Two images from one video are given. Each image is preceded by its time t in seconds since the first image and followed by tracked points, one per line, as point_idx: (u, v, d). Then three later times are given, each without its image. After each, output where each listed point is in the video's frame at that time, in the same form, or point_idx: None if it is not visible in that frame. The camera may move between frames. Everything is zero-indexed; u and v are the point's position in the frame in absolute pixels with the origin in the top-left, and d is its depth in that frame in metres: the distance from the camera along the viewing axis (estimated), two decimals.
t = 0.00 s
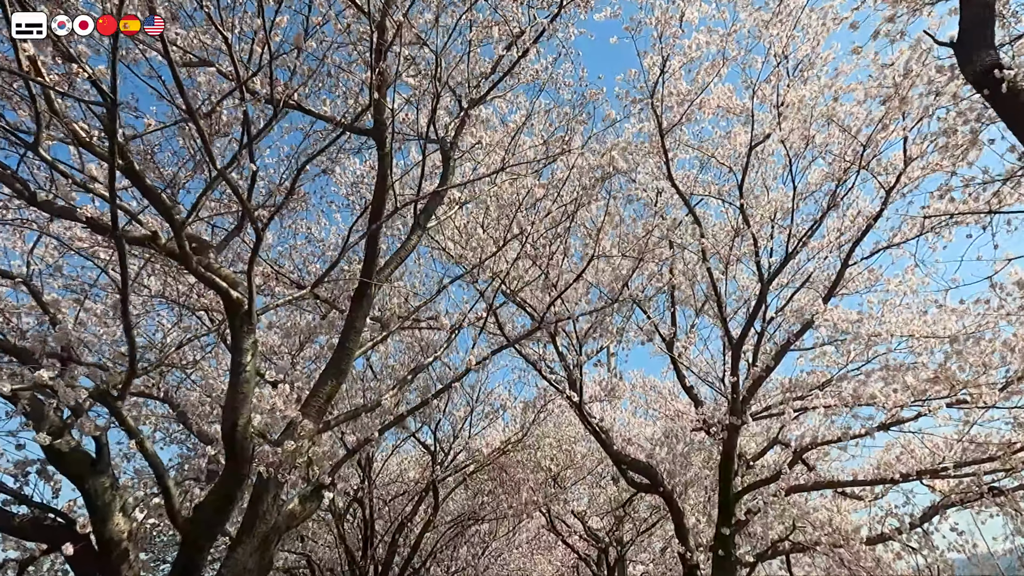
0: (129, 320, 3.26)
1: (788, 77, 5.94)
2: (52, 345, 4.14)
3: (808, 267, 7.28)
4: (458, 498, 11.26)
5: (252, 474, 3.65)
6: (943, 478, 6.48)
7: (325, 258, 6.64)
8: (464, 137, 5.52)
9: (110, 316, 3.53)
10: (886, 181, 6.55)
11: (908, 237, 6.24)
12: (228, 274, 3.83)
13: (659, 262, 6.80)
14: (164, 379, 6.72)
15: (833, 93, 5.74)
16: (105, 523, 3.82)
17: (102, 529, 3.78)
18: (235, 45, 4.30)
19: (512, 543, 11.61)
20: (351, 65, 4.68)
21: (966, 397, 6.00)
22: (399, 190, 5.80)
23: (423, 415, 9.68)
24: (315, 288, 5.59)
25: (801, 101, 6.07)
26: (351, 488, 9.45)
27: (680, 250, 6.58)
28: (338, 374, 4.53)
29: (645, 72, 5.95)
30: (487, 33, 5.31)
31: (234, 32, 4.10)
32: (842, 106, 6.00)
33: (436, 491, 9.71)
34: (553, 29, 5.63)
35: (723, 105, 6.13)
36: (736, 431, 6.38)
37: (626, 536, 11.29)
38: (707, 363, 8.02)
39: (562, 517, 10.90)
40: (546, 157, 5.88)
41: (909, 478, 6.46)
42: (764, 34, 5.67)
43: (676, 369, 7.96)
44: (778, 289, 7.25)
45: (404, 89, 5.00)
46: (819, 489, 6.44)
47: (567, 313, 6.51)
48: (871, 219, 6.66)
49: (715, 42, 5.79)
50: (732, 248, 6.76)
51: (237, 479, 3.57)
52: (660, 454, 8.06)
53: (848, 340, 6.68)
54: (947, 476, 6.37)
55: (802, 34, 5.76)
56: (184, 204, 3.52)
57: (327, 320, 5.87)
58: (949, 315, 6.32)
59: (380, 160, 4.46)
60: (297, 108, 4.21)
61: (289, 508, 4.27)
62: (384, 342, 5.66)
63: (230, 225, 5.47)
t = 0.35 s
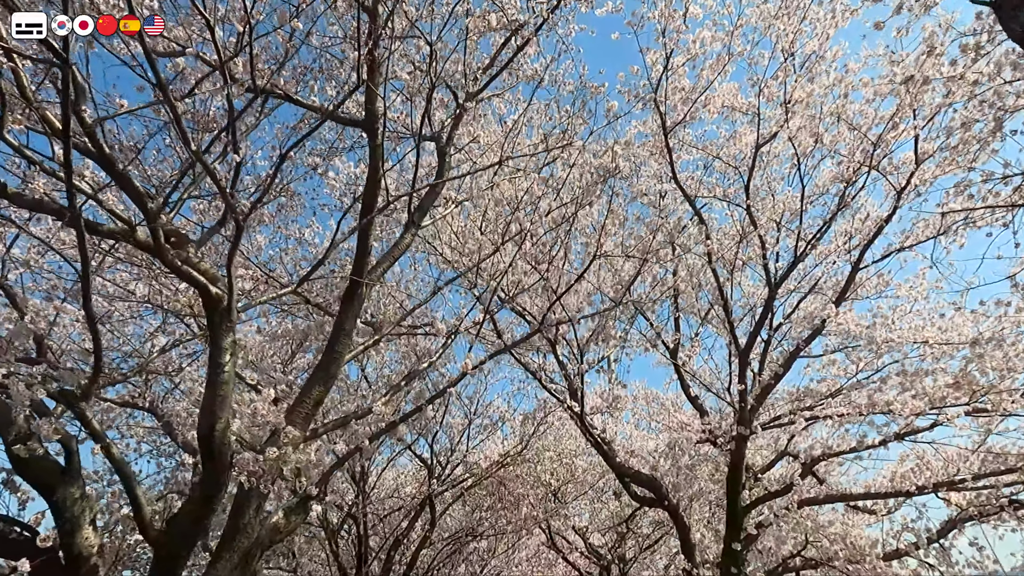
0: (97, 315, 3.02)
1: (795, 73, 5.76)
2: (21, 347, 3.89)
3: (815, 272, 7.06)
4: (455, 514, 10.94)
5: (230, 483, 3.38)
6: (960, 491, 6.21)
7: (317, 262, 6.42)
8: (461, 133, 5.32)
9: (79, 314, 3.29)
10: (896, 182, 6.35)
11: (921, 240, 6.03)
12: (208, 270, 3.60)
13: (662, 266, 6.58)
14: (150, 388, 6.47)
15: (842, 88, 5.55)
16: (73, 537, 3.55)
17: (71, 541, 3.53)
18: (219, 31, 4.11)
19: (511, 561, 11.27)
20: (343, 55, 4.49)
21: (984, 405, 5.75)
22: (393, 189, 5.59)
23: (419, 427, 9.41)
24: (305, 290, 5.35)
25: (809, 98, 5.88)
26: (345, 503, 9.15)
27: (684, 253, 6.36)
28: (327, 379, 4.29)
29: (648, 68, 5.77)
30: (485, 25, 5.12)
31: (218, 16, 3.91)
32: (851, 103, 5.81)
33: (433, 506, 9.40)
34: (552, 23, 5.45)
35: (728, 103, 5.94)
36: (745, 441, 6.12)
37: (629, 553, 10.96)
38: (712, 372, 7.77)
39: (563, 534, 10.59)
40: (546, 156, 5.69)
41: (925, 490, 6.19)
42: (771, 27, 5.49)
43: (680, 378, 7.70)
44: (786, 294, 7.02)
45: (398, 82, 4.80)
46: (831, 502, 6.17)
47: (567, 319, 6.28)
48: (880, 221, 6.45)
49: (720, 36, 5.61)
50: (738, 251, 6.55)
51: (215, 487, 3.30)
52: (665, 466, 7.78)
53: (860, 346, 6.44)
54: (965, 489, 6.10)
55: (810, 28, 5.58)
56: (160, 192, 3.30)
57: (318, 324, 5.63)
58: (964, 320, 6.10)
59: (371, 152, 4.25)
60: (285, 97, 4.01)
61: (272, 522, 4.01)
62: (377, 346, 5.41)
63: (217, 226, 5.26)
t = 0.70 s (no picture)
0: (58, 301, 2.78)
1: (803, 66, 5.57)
2: None
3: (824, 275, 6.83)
4: (452, 528, 10.62)
5: (202, 487, 3.14)
6: (978, 502, 5.93)
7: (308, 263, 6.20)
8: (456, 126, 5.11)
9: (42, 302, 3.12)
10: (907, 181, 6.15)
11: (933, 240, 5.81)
12: (184, 259, 3.38)
13: (665, 267, 6.37)
14: (133, 393, 6.21)
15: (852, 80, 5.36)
16: (34, 545, 3.29)
17: (31, 549, 3.27)
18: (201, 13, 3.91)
19: None
20: (333, 40, 4.29)
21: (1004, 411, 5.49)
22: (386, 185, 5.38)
23: (415, 436, 9.18)
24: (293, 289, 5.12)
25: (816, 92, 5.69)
26: (338, 515, 8.88)
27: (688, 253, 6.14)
28: (313, 378, 4.04)
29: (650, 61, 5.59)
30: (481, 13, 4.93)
31: None
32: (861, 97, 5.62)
33: (428, 519, 9.08)
34: (551, 13, 5.28)
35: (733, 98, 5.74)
36: (752, 449, 5.84)
37: (630, 569, 10.62)
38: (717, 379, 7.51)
39: (563, 549, 10.26)
40: (545, 151, 5.48)
41: (942, 502, 5.91)
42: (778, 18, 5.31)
43: (684, 386, 7.46)
44: (793, 297, 6.79)
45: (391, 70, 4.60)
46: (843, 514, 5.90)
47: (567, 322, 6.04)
48: (890, 221, 6.24)
49: (724, 27, 5.43)
50: (743, 252, 6.34)
51: (185, 492, 3.05)
52: (668, 476, 7.51)
53: (872, 350, 6.20)
54: (984, 500, 5.82)
55: (818, 19, 5.40)
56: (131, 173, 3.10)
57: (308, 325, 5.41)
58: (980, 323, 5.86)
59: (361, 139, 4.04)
60: (271, 80, 3.81)
61: (252, 531, 3.74)
62: (368, 348, 5.18)
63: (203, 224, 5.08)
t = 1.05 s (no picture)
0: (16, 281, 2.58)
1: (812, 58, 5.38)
2: None
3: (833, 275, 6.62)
4: (449, 540, 10.32)
5: (174, 486, 2.90)
6: (997, 511, 5.67)
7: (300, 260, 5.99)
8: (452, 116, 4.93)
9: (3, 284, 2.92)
10: (919, 177, 5.95)
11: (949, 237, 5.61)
12: (158, 242, 3.17)
13: (669, 266, 6.18)
14: (118, 396, 5.99)
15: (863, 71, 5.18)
16: None
17: None
18: None
19: None
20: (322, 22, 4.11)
21: None
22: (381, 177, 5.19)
23: (411, 445, 8.95)
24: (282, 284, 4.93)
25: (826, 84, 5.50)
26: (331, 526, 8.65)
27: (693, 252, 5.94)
28: (298, 375, 3.83)
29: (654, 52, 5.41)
30: None
31: None
32: (871, 90, 5.44)
33: (424, 531, 8.81)
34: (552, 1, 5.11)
35: (738, 91, 5.56)
36: (759, 456, 5.61)
37: None
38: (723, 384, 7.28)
39: (563, 562, 9.96)
40: (545, 143, 5.30)
41: (959, 510, 5.65)
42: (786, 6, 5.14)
43: (688, 391, 7.23)
44: (801, 299, 6.59)
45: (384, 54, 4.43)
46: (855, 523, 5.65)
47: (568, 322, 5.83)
48: (902, 219, 6.04)
49: (729, 16, 5.26)
50: (748, 250, 6.14)
51: (155, 491, 2.81)
52: (672, 485, 7.28)
53: (884, 353, 5.97)
54: (1003, 509, 5.56)
55: (826, 9, 5.23)
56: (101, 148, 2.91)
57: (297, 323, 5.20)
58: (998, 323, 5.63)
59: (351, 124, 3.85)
60: (255, 59, 3.62)
61: (232, 535, 3.52)
62: (360, 346, 4.96)
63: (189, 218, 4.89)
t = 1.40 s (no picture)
0: None
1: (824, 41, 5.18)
2: None
3: (846, 271, 6.39)
4: (448, 547, 10.05)
5: (145, 479, 2.67)
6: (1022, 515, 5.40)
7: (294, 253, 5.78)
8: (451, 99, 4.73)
9: None
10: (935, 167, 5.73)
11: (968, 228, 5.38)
12: (132, 216, 2.96)
13: (675, 260, 5.96)
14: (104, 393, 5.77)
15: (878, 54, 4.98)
16: None
17: None
18: None
19: None
20: None
21: None
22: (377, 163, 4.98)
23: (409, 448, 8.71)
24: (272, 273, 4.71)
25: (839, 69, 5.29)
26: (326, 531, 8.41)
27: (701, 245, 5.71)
28: (286, 364, 3.60)
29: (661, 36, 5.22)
30: None
31: None
32: (886, 76, 5.23)
33: (422, 537, 8.54)
34: None
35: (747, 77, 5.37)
36: (771, 456, 5.37)
37: None
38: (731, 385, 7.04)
39: (565, 570, 9.67)
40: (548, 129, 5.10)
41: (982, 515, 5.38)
42: None
43: (695, 391, 7.00)
44: (812, 295, 6.36)
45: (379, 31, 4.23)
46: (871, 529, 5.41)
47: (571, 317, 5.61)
48: (919, 211, 5.81)
49: None
50: (758, 243, 5.92)
51: (124, 483, 2.58)
52: (679, 489, 7.02)
53: (900, 349, 5.73)
54: None
55: None
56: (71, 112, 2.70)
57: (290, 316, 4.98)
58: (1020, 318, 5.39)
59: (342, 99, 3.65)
60: (240, 28, 3.42)
61: (211, 534, 3.28)
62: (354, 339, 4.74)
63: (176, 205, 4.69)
